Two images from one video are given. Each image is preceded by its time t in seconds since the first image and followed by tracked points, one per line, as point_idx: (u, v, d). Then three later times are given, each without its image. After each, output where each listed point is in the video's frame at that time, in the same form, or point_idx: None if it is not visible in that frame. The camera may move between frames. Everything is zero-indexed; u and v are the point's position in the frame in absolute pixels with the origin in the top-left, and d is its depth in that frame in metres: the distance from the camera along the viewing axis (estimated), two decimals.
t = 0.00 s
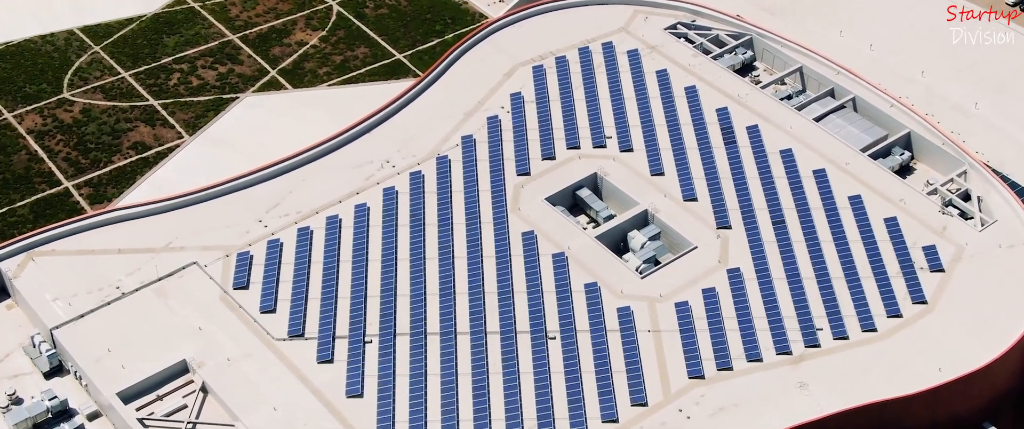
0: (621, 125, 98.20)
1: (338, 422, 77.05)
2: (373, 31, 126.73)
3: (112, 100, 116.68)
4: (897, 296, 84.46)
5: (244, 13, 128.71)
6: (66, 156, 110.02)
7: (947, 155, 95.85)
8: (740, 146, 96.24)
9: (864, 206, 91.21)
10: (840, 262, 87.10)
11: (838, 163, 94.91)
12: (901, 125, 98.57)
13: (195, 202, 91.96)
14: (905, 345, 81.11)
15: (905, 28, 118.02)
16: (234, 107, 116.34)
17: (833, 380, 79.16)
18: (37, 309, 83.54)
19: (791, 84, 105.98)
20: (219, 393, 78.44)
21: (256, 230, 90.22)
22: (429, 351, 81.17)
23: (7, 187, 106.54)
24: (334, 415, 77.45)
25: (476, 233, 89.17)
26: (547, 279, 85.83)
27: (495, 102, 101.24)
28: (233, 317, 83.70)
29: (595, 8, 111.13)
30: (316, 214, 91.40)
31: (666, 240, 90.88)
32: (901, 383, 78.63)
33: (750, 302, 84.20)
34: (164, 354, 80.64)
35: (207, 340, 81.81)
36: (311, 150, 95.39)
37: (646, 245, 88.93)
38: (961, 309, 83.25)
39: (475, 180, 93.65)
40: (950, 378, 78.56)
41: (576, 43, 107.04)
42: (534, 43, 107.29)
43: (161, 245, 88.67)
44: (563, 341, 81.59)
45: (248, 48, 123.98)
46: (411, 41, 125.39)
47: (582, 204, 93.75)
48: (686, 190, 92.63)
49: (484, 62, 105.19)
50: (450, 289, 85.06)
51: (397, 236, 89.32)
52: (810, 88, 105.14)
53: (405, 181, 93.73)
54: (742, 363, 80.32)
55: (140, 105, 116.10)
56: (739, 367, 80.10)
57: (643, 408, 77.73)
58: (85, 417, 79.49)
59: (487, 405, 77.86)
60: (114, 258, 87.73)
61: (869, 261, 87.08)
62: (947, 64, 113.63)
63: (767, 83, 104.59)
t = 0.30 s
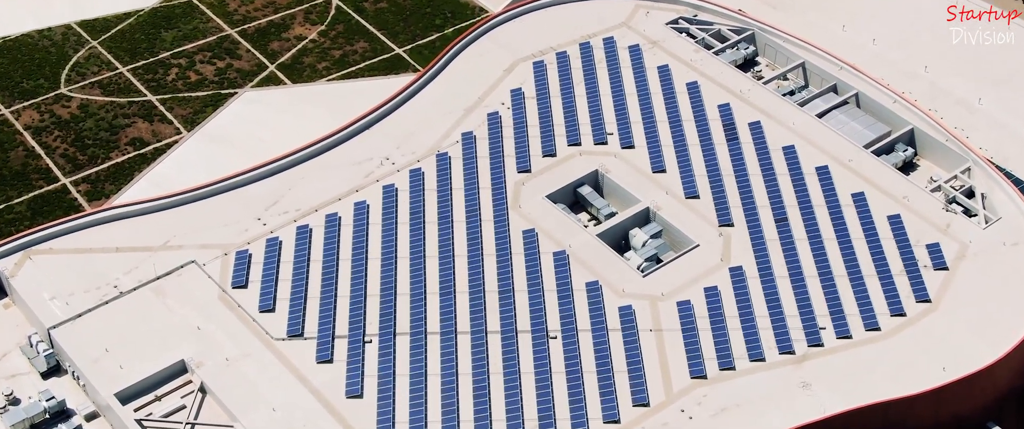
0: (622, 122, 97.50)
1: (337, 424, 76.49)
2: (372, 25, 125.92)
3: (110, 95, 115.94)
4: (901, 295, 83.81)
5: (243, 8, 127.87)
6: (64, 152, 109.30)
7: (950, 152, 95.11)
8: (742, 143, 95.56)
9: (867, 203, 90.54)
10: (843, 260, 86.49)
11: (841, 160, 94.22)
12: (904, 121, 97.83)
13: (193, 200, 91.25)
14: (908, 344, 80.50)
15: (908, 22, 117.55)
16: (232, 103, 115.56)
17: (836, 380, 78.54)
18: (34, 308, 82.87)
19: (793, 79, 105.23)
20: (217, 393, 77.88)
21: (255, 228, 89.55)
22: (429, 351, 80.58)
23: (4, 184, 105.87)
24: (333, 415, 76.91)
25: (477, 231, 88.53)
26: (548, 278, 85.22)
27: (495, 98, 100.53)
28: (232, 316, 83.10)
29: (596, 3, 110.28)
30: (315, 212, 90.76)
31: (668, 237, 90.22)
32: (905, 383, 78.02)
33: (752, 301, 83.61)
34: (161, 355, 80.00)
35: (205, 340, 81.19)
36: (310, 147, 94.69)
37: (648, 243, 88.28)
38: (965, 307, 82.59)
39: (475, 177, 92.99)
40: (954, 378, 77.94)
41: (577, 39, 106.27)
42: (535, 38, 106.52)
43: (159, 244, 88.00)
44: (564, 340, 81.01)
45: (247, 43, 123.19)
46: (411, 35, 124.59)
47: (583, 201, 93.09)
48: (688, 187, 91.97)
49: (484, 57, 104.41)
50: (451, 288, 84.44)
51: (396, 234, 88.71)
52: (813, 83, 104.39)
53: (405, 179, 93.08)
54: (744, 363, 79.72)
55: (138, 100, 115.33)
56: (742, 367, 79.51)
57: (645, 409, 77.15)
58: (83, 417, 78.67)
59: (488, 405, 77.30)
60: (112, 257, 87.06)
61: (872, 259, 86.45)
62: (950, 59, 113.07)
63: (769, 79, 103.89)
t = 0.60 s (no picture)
0: (623, 118, 96.80)
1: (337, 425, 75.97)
2: (371, 19, 125.10)
3: (108, 90, 115.17)
4: (904, 293, 83.17)
5: (241, 2, 127.01)
6: (61, 149, 108.62)
7: (954, 148, 94.30)
8: (745, 139, 94.89)
9: (871, 201, 89.84)
10: (846, 258, 85.85)
11: (844, 156, 93.53)
12: (908, 117, 97.05)
13: (192, 198, 90.59)
14: (912, 343, 79.91)
15: (911, 17, 117.18)
16: (231, 98, 114.80)
17: (839, 380, 77.96)
18: (31, 308, 82.29)
19: (796, 74, 104.43)
20: (216, 394, 77.36)
21: (254, 226, 88.92)
22: (429, 351, 80.01)
23: (2, 181, 105.24)
24: (333, 416, 76.39)
25: (477, 229, 87.89)
26: (549, 276, 84.61)
27: (495, 94, 99.79)
28: (230, 315, 82.51)
29: None
30: (315, 210, 90.11)
31: (670, 235, 89.59)
32: (909, 382, 77.43)
33: (755, 300, 83.01)
34: (160, 355, 79.40)
35: (204, 340, 80.60)
36: (310, 144, 93.99)
37: (649, 242, 87.75)
38: (969, 306, 81.96)
39: (476, 175, 92.33)
40: (959, 378, 77.33)
41: (578, 34, 105.49)
42: (535, 33, 105.72)
43: (157, 242, 87.37)
44: (565, 340, 80.41)
45: (245, 37, 122.36)
46: (411, 29, 123.77)
47: (584, 198, 92.40)
48: (690, 185, 91.28)
49: (484, 53, 103.60)
50: (451, 287, 83.83)
51: (396, 232, 88.10)
52: (815, 79, 103.63)
53: (405, 176, 92.44)
54: (747, 362, 79.14)
55: (136, 95, 114.56)
56: (744, 366, 78.93)
57: (647, 409, 76.60)
58: (82, 417, 77.98)
59: (488, 406, 76.76)
60: (110, 255, 86.42)
61: (875, 257, 85.81)
62: (953, 55, 112.86)
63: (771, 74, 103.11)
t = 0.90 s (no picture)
0: (624, 114, 96.02)
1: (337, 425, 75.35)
2: (371, 13, 124.18)
3: (105, 85, 114.35)
4: (908, 292, 82.46)
5: None
6: (59, 144, 107.85)
7: (958, 144, 93.51)
8: (747, 135, 94.12)
9: (874, 197, 89.10)
10: (849, 256, 85.14)
11: (847, 153, 92.78)
12: (911, 112, 96.28)
13: (190, 195, 89.88)
14: (916, 342, 79.23)
15: (914, 11, 116.62)
16: (229, 93, 113.98)
17: (843, 379, 77.31)
18: (28, 307, 81.63)
19: (799, 69, 103.63)
20: (215, 394, 76.68)
21: (252, 224, 88.20)
22: (429, 350, 79.36)
23: None
24: (333, 416, 75.77)
25: (478, 226, 87.18)
26: (550, 275, 83.93)
27: (495, 89, 99.00)
28: (229, 314, 81.84)
29: None
30: (314, 207, 89.39)
31: (671, 233, 88.90)
32: (914, 382, 76.76)
33: (757, 299, 82.33)
34: (158, 355, 78.72)
35: (202, 340, 79.93)
36: (308, 141, 93.24)
37: (651, 239, 87.10)
38: (973, 304, 81.27)
39: (476, 172, 91.59)
40: (963, 377, 76.67)
41: (579, 28, 104.65)
42: (536, 28, 104.87)
43: (155, 240, 86.66)
44: (566, 339, 79.75)
45: (244, 31, 121.47)
46: (411, 23, 122.88)
47: (585, 195, 91.70)
48: (692, 181, 90.54)
49: (483, 48, 102.76)
50: (452, 286, 83.16)
51: (396, 230, 87.42)
52: (818, 74, 102.86)
53: (405, 173, 91.71)
54: (749, 362, 78.49)
55: (133, 90, 113.74)
56: (747, 366, 78.28)
57: (649, 409, 75.99)
58: (79, 418, 76.55)
59: (489, 406, 76.12)
60: (107, 253, 85.70)
61: (879, 255, 85.09)
62: (957, 49, 112.22)
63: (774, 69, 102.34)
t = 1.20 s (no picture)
0: (626, 110, 95.34)
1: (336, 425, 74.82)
2: (370, 6, 123.37)
3: (103, 80, 113.64)
4: (911, 290, 81.88)
5: None
6: (56, 140, 107.20)
7: (961, 140, 92.87)
8: (749, 131, 93.45)
9: (877, 195, 88.46)
10: (852, 254, 84.53)
11: (850, 149, 92.12)
12: (914, 108, 95.61)
13: (188, 193, 89.24)
14: (920, 341, 78.65)
15: (917, 6, 115.95)
16: (228, 88, 113.26)
17: (846, 379, 76.75)
18: (25, 306, 80.97)
19: (801, 64, 102.94)
20: (214, 394, 76.10)
21: (251, 222, 87.60)
22: (429, 350, 78.78)
23: None
24: (332, 417, 75.26)
25: (478, 224, 86.57)
26: (550, 273, 83.35)
27: (495, 85, 98.30)
28: (228, 313, 81.27)
29: None
30: (313, 205, 88.80)
31: (673, 230, 88.29)
32: (917, 381, 76.18)
33: (760, 297, 81.74)
34: (156, 355, 78.12)
35: (201, 339, 79.36)
36: (307, 138, 92.58)
37: (653, 237, 86.47)
38: (977, 303, 80.69)
39: (476, 168, 90.95)
40: (967, 376, 76.11)
41: (579, 23, 103.94)
42: (536, 23, 104.13)
43: (153, 238, 86.07)
44: (567, 338, 79.19)
45: (242, 25, 120.68)
46: (410, 17, 122.11)
47: (586, 192, 91.10)
48: (694, 178, 89.88)
49: (483, 43, 102.02)
50: (452, 284, 82.57)
51: (396, 227, 86.82)
52: (820, 69, 102.19)
53: (404, 170, 91.06)
54: (752, 361, 77.93)
55: (131, 85, 113.04)
56: (749, 365, 77.72)
57: (650, 409, 75.48)
58: (77, 418, 76.14)
59: (490, 406, 75.57)
60: (105, 251, 85.10)
61: (882, 253, 84.46)
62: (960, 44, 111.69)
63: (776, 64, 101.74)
